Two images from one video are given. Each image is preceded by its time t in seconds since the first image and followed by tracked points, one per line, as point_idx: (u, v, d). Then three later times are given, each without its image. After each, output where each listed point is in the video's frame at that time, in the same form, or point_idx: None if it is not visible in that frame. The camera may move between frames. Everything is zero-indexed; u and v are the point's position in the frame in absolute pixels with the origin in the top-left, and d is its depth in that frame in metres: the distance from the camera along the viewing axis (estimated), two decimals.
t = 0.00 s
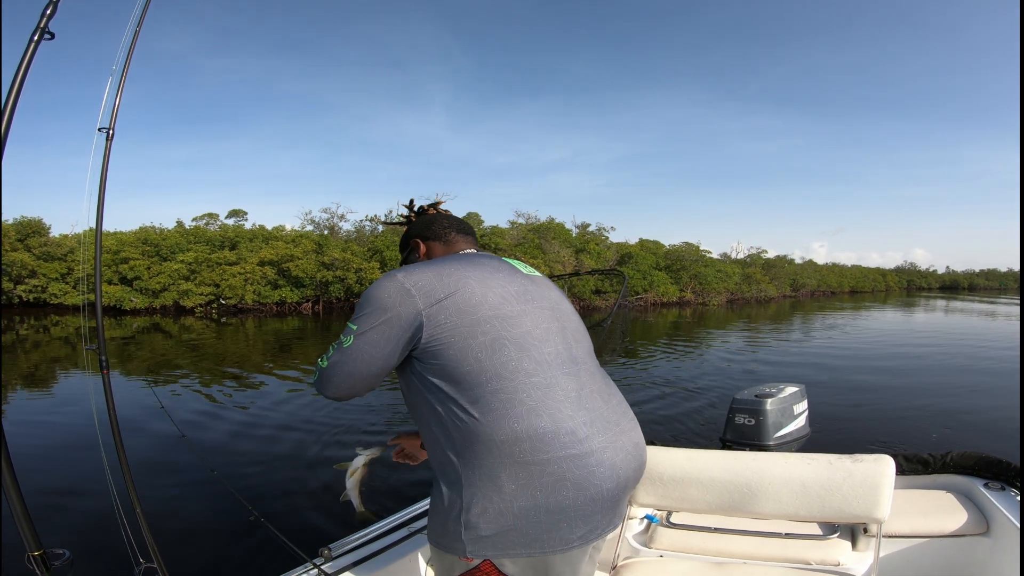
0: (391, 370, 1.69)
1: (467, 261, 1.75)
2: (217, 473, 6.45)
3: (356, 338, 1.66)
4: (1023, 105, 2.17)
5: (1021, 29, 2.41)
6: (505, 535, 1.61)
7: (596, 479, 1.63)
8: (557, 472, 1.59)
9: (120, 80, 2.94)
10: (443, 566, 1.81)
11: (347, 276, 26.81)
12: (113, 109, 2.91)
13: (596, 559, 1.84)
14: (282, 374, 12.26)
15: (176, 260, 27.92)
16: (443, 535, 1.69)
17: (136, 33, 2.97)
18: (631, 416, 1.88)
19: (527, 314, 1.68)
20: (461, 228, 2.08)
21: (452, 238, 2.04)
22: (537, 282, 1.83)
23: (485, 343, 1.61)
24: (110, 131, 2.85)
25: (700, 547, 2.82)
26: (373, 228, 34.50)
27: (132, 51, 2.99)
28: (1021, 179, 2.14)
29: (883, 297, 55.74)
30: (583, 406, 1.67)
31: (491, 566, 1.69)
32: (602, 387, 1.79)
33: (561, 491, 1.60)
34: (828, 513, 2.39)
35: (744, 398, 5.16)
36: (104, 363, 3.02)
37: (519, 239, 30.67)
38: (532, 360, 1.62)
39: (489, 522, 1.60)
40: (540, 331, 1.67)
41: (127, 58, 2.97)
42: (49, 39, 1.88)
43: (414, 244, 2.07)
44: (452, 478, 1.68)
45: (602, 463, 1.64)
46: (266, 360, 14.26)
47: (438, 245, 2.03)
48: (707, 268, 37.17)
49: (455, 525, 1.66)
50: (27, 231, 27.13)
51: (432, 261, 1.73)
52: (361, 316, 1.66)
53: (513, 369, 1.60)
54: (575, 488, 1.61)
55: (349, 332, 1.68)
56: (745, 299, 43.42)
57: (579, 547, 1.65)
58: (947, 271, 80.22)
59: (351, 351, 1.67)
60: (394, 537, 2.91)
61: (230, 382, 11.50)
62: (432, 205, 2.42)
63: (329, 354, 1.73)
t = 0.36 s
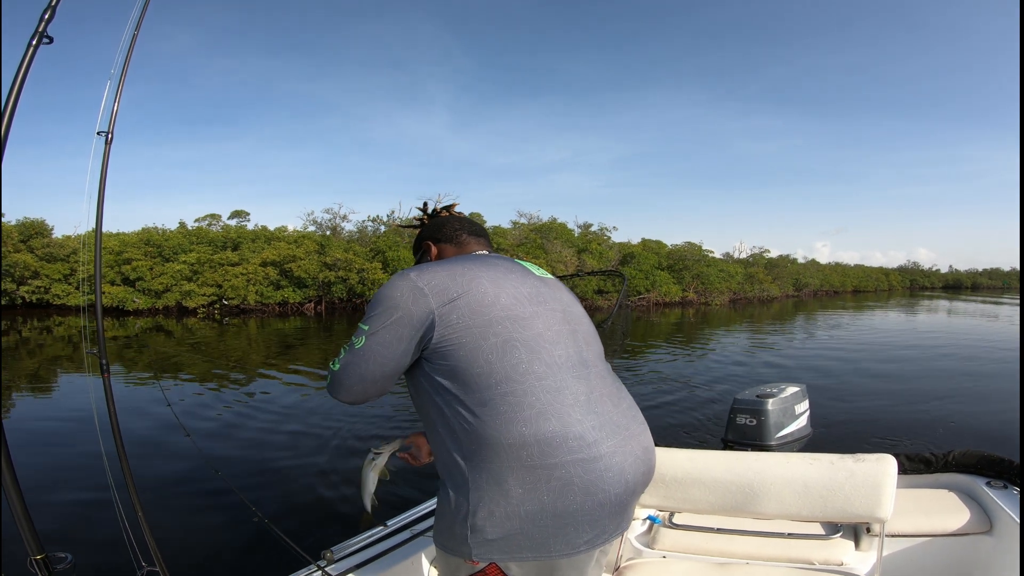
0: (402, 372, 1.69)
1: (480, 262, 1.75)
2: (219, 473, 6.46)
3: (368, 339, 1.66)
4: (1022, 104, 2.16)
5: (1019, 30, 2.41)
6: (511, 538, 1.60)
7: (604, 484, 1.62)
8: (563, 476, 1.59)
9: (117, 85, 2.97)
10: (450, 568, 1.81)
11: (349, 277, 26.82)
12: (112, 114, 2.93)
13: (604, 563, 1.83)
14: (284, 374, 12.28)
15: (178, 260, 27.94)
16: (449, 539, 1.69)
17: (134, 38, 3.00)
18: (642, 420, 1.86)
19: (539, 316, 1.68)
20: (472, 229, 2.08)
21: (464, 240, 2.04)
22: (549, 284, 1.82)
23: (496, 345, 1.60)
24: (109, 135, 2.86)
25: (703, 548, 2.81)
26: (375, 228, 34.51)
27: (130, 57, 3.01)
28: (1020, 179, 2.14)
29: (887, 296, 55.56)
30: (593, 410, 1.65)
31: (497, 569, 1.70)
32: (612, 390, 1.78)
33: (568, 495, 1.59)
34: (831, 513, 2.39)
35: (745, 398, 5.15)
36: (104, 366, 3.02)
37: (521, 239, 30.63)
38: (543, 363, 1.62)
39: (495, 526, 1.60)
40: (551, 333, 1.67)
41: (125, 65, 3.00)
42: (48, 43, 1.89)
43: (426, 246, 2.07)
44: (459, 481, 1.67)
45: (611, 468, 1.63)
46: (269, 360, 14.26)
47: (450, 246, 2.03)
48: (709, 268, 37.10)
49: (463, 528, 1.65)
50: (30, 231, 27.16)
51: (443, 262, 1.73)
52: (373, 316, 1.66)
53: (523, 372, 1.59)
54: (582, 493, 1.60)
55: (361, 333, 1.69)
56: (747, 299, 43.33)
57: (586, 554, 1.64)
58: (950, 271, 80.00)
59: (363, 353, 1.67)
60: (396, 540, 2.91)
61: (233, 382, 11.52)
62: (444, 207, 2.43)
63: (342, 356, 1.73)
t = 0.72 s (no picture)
0: (408, 373, 1.69)
1: (485, 262, 1.75)
2: (221, 472, 6.46)
3: (373, 339, 1.66)
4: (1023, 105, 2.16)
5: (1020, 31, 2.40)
6: (512, 539, 1.60)
7: (606, 485, 1.62)
8: (565, 477, 1.58)
9: (117, 85, 2.96)
10: (452, 568, 1.81)
11: (351, 276, 26.85)
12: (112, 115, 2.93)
13: (606, 564, 1.83)
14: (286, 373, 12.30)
15: (181, 259, 27.98)
16: (451, 539, 1.69)
17: (134, 38, 2.99)
18: (646, 421, 1.85)
19: (542, 316, 1.67)
20: (476, 229, 2.08)
21: (469, 241, 2.03)
22: (554, 285, 1.82)
23: (499, 345, 1.60)
24: (108, 136, 2.86)
25: (704, 547, 2.80)
26: (377, 228, 34.55)
27: (129, 57, 3.01)
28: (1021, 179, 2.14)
29: (890, 296, 55.43)
30: (595, 411, 1.65)
31: (498, 570, 1.69)
32: (616, 391, 1.77)
33: (570, 496, 1.59)
34: (833, 513, 2.38)
35: (746, 397, 5.14)
36: (104, 367, 3.02)
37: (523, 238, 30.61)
38: (546, 363, 1.62)
39: (497, 527, 1.59)
40: (555, 334, 1.67)
41: (125, 65, 2.99)
42: (47, 43, 1.89)
43: (431, 247, 2.07)
44: (461, 481, 1.67)
45: (613, 468, 1.63)
46: (271, 360, 14.27)
47: (455, 248, 2.03)
48: (712, 268, 37.04)
49: (464, 528, 1.65)
50: (33, 231, 27.16)
51: (448, 262, 1.73)
52: (377, 316, 1.66)
53: (527, 372, 1.59)
54: (584, 494, 1.60)
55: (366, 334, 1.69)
56: (750, 299, 43.27)
57: (588, 555, 1.64)
58: (953, 271, 79.82)
59: (369, 353, 1.67)
60: (398, 539, 2.91)
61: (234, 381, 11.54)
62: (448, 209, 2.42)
63: (348, 357, 1.73)
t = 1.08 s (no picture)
0: (410, 373, 1.69)
1: (486, 261, 1.75)
2: (222, 471, 6.47)
3: (375, 339, 1.66)
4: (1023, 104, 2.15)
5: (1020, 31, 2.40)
6: (512, 537, 1.60)
7: (606, 484, 1.62)
8: (564, 475, 1.58)
9: (117, 85, 2.96)
10: (452, 567, 1.81)
11: (354, 276, 26.90)
12: (111, 114, 2.93)
13: (605, 563, 1.82)
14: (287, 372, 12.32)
15: (184, 258, 28.03)
16: (451, 537, 1.70)
17: (133, 38, 2.99)
18: (645, 421, 1.84)
19: (542, 315, 1.67)
20: (476, 229, 2.08)
21: (469, 240, 2.03)
22: (554, 284, 1.82)
23: (499, 343, 1.60)
24: (108, 135, 2.87)
25: (704, 547, 2.80)
26: (379, 227, 34.59)
27: (129, 57, 3.00)
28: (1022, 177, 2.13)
29: (893, 297, 55.32)
30: (594, 409, 1.65)
31: (499, 568, 1.69)
32: (615, 389, 1.77)
33: (569, 495, 1.59)
34: (833, 512, 2.38)
35: (746, 397, 5.13)
36: (104, 367, 3.03)
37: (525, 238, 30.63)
38: (545, 362, 1.62)
39: (496, 525, 1.59)
40: (555, 333, 1.67)
41: (125, 64, 2.99)
42: (46, 43, 1.89)
43: (432, 248, 2.07)
44: (461, 479, 1.67)
45: (612, 467, 1.63)
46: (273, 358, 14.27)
47: (455, 247, 2.03)
48: (715, 268, 36.99)
49: (464, 527, 1.65)
50: (36, 229, 27.24)
51: (449, 262, 1.73)
52: (378, 315, 1.66)
53: (526, 370, 1.59)
54: (583, 492, 1.60)
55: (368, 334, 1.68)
56: (752, 299, 43.23)
57: (587, 554, 1.64)
58: (957, 272, 79.62)
59: (371, 353, 1.67)
60: (398, 539, 2.92)
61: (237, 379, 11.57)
62: (447, 209, 2.42)
63: (351, 359, 1.73)
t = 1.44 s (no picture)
0: (413, 374, 1.69)
1: (488, 261, 1.75)
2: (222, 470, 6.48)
3: (378, 340, 1.66)
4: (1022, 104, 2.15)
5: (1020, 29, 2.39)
6: (513, 537, 1.60)
7: (606, 484, 1.62)
8: (565, 475, 1.58)
9: (116, 85, 2.95)
10: (454, 567, 1.81)
11: (356, 275, 26.95)
12: (111, 114, 2.93)
13: (606, 563, 1.82)
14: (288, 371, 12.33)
15: (186, 257, 28.07)
16: (452, 537, 1.69)
17: (134, 38, 2.99)
18: (646, 421, 1.84)
19: (544, 315, 1.67)
20: (476, 229, 2.08)
21: (470, 240, 2.03)
22: (555, 285, 1.82)
23: (501, 344, 1.60)
24: (108, 135, 2.87)
25: (704, 547, 2.79)
26: (382, 227, 34.62)
27: (129, 56, 3.00)
28: (1022, 177, 2.12)
29: (895, 298, 55.30)
30: (595, 410, 1.65)
31: (499, 567, 1.69)
32: (616, 389, 1.77)
33: (570, 494, 1.59)
34: (833, 512, 2.37)
35: (746, 397, 5.13)
36: (104, 366, 3.03)
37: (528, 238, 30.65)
38: (546, 362, 1.61)
39: (498, 524, 1.59)
40: (557, 333, 1.67)
41: (125, 63, 2.98)
42: (47, 43, 1.89)
43: (432, 247, 2.07)
44: (462, 479, 1.67)
45: (613, 467, 1.62)
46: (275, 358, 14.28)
47: (455, 247, 2.03)
48: (717, 269, 36.98)
49: (466, 526, 1.65)
50: (39, 228, 27.31)
51: (451, 262, 1.73)
52: (381, 316, 1.66)
53: (528, 371, 1.59)
54: (584, 492, 1.60)
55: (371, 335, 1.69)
56: (754, 300, 43.21)
57: (588, 554, 1.64)
58: (959, 273, 79.53)
59: (375, 354, 1.67)
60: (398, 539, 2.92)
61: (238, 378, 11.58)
62: (446, 210, 2.41)
63: (354, 361, 1.73)
